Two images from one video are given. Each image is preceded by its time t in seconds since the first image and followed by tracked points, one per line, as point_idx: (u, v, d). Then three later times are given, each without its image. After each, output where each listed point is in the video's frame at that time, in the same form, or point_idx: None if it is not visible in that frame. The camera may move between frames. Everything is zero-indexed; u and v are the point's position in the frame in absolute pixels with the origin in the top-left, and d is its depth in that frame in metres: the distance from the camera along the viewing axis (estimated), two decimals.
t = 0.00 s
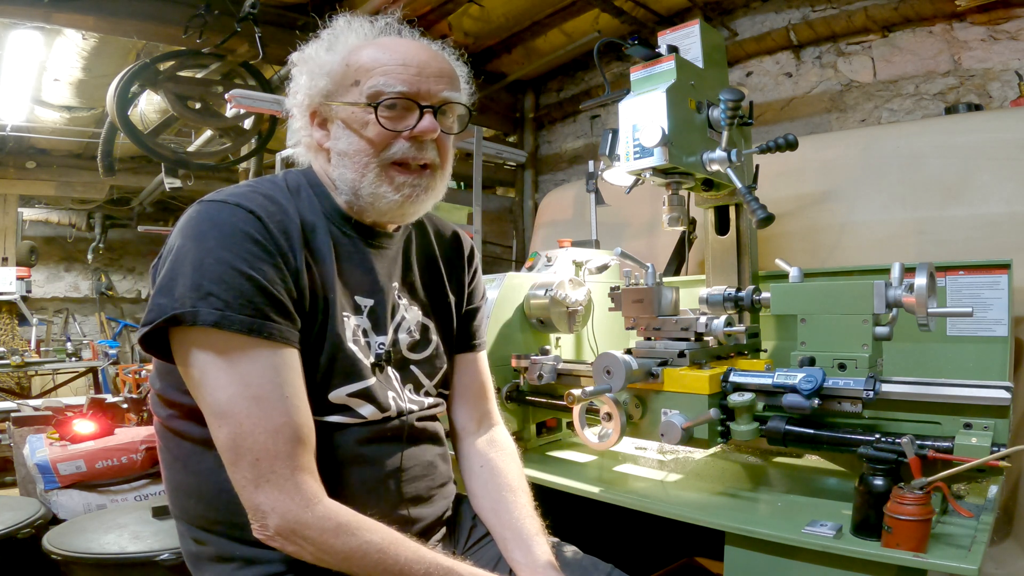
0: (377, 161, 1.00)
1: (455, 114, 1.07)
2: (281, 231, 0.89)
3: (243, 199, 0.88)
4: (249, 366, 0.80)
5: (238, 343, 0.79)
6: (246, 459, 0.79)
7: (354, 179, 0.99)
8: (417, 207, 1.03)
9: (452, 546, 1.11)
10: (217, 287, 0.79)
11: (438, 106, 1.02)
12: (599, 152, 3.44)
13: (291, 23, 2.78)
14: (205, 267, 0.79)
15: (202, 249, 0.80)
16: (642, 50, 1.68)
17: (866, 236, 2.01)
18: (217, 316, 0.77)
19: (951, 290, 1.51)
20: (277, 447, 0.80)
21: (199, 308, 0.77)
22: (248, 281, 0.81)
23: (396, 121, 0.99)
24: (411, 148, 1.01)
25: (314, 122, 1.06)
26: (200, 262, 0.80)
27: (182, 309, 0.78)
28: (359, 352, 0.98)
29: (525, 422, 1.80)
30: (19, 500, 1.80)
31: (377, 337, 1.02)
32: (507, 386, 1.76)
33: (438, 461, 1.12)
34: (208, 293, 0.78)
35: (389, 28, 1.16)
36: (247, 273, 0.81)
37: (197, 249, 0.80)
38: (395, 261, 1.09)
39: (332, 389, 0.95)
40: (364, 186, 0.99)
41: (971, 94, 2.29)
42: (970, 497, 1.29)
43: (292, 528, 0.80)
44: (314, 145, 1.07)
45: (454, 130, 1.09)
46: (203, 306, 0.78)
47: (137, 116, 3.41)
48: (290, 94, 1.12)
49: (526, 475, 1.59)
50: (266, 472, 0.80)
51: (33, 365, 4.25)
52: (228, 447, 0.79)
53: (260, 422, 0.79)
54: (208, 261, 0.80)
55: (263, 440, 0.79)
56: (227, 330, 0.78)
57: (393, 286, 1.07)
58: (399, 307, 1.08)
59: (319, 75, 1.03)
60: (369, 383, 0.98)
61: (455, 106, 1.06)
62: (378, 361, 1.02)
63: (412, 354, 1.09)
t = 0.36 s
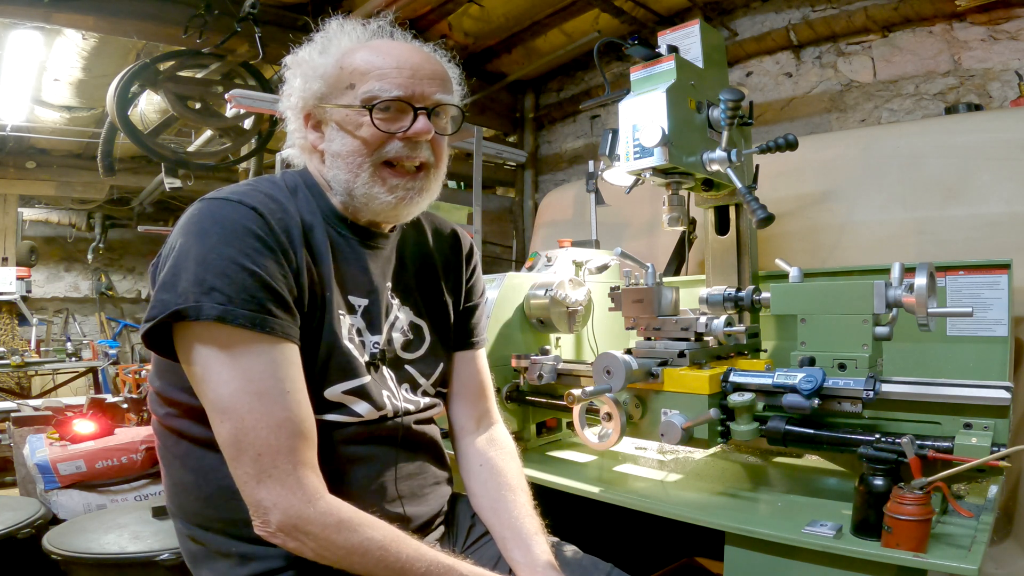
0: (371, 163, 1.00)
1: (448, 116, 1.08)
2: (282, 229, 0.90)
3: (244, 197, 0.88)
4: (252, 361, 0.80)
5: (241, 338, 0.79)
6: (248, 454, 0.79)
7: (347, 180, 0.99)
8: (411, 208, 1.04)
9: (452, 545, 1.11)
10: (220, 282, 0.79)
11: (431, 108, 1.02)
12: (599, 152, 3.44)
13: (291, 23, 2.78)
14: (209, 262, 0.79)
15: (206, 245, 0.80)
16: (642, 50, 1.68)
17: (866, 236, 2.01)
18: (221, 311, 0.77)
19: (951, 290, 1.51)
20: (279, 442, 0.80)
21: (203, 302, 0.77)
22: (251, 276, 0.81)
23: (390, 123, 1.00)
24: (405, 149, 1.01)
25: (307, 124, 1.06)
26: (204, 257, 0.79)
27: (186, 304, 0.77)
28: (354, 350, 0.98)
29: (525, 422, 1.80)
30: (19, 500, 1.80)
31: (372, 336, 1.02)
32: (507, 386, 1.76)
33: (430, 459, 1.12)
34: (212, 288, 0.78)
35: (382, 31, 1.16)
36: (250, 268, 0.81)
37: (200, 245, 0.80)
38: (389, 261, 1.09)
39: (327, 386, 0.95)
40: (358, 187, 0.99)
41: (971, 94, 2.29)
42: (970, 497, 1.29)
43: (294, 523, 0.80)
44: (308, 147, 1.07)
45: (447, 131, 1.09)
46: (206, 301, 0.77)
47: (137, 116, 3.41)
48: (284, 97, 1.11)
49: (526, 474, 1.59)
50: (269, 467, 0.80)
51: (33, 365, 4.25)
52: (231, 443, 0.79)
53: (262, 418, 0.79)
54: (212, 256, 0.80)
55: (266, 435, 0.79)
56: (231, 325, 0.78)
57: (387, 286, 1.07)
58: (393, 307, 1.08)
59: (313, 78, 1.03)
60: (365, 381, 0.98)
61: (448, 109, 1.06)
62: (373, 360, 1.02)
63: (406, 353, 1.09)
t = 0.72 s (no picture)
0: (367, 164, 1.00)
1: (444, 116, 1.08)
2: (281, 229, 0.90)
3: (242, 197, 0.88)
4: (252, 359, 0.80)
5: (240, 337, 0.79)
6: (249, 452, 0.79)
7: (344, 181, 0.99)
8: (407, 208, 1.04)
9: (451, 544, 1.11)
10: (220, 281, 0.79)
11: (427, 108, 1.02)
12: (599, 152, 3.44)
13: (291, 23, 2.78)
14: (208, 261, 0.79)
15: (204, 244, 0.80)
16: (642, 51, 1.68)
17: (866, 236, 2.01)
18: (220, 309, 0.77)
19: (951, 290, 1.51)
20: (279, 440, 0.80)
21: (202, 301, 0.77)
22: (250, 275, 0.81)
23: (386, 125, 1.00)
24: (401, 150, 1.01)
25: (303, 126, 1.06)
26: (203, 256, 0.79)
27: (185, 303, 0.77)
28: (351, 349, 0.98)
29: (525, 422, 1.80)
30: (19, 500, 1.80)
31: (368, 336, 1.02)
32: (507, 386, 1.76)
33: (428, 460, 1.12)
34: (211, 287, 0.78)
35: (375, 31, 1.16)
36: (249, 267, 0.81)
37: (200, 244, 0.80)
38: (386, 260, 1.09)
39: (324, 386, 0.95)
40: (354, 188, 0.99)
41: (971, 94, 2.29)
42: (970, 497, 1.29)
43: (294, 520, 0.80)
44: (304, 148, 1.07)
45: (443, 131, 1.09)
46: (206, 299, 0.77)
47: (137, 116, 3.41)
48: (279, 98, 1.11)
49: (526, 474, 1.59)
50: (269, 464, 0.80)
51: (33, 365, 4.25)
52: (231, 441, 0.79)
53: (262, 415, 0.79)
54: (211, 255, 0.80)
55: (266, 433, 0.79)
56: (231, 323, 0.78)
57: (384, 285, 1.07)
58: (390, 307, 1.08)
59: (309, 79, 1.02)
60: (361, 379, 0.98)
61: (444, 109, 1.06)
62: (370, 359, 1.02)
63: (403, 353, 1.09)
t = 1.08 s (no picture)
0: (368, 165, 1.00)
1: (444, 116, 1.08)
2: (276, 230, 0.90)
3: (238, 198, 0.88)
4: (247, 361, 0.80)
5: (236, 339, 0.79)
6: (246, 454, 0.79)
7: (344, 182, 1.00)
8: (406, 209, 1.05)
9: (451, 544, 1.11)
10: (215, 284, 0.79)
11: (428, 108, 1.02)
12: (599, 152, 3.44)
13: (291, 23, 2.78)
14: (204, 263, 0.79)
15: (199, 246, 0.80)
16: (642, 51, 1.68)
17: (866, 236, 2.01)
18: (216, 311, 0.77)
19: (951, 290, 1.51)
20: (276, 442, 0.80)
21: (198, 304, 0.77)
22: (246, 277, 0.81)
23: (387, 125, 1.00)
24: (403, 151, 1.01)
25: (303, 126, 1.06)
26: (198, 258, 0.80)
27: (181, 306, 0.78)
28: (349, 350, 0.98)
29: (525, 422, 1.81)
30: (20, 500, 1.80)
31: (366, 337, 1.02)
32: (507, 386, 1.76)
33: (427, 460, 1.12)
34: (207, 290, 0.78)
35: (374, 31, 1.16)
36: (245, 269, 0.81)
37: (195, 247, 0.80)
38: (383, 261, 1.09)
39: (322, 386, 0.95)
40: (355, 189, 1.00)
41: (972, 94, 2.29)
42: (970, 497, 1.29)
43: (293, 521, 0.80)
44: (303, 147, 1.07)
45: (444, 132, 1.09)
46: (202, 302, 0.78)
47: (137, 116, 3.41)
48: (277, 97, 1.11)
49: (526, 474, 1.59)
50: (267, 466, 0.80)
51: (33, 365, 4.24)
52: (229, 443, 0.79)
53: (260, 418, 0.79)
54: (206, 257, 0.80)
55: (263, 435, 0.79)
56: (227, 325, 0.78)
57: (381, 286, 1.07)
58: (387, 308, 1.08)
59: (309, 78, 1.02)
60: (360, 380, 0.98)
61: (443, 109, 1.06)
62: (368, 360, 1.02)
63: (401, 354, 1.10)
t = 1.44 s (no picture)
0: (395, 179, 1.02)
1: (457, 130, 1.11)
2: (267, 236, 0.90)
3: (227, 204, 0.88)
4: (238, 370, 0.80)
5: (227, 349, 0.79)
6: (241, 462, 0.79)
7: (369, 194, 1.01)
8: (416, 220, 1.09)
9: (450, 547, 1.11)
10: (204, 293, 0.79)
11: (457, 127, 1.05)
12: (599, 152, 3.44)
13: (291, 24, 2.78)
14: (192, 272, 0.79)
15: (187, 255, 0.81)
16: (642, 50, 1.68)
17: (866, 235, 2.01)
18: (206, 322, 0.78)
19: (951, 290, 1.51)
20: (271, 450, 0.80)
21: (188, 314, 0.78)
22: (236, 286, 0.81)
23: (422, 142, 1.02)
24: (430, 167, 1.04)
25: (317, 123, 1.02)
26: (187, 267, 0.80)
27: (172, 316, 0.78)
28: (346, 354, 0.98)
29: (525, 422, 1.81)
30: (20, 500, 1.80)
31: (362, 341, 1.02)
32: (507, 386, 1.76)
33: (426, 459, 1.13)
34: (196, 299, 0.78)
35: (393, 32, 1.14)
36: (234, 278, 0.81)
37: (183, 256, 0.81)
38: (378, 264, 1.09)
39: (320, 391, 0.95)
40: (379, 201, 1.01)
41: (972, 94, 2.29)
42: (970, 497, 1.29)
43: (290, 529, 0.80)
44: (313, 147, 1.04)
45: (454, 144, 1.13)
46: (192, 312, 0.78)
47: (137, 116, 3.41)
48: (284, 87, 1.05)
49: (526, 474, 1.59)
50: (261, 474, 0.80)
51: (33, 365, 4.25)
52: (223, 451, 0.79)
53: (252, 426, 0.79)
54: (195, 266, 0.80)
55: (255, 444, 0.79)
56: (217, 335, 0.78)
57: (376, 289, 1.07)
58: (384, 311, 1.08)
59: (340, 79, 1.00)
60: (358, 385, 0.98)
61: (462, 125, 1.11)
62: (364, 363, 1.02)
63: (398, 357, 1.09)
